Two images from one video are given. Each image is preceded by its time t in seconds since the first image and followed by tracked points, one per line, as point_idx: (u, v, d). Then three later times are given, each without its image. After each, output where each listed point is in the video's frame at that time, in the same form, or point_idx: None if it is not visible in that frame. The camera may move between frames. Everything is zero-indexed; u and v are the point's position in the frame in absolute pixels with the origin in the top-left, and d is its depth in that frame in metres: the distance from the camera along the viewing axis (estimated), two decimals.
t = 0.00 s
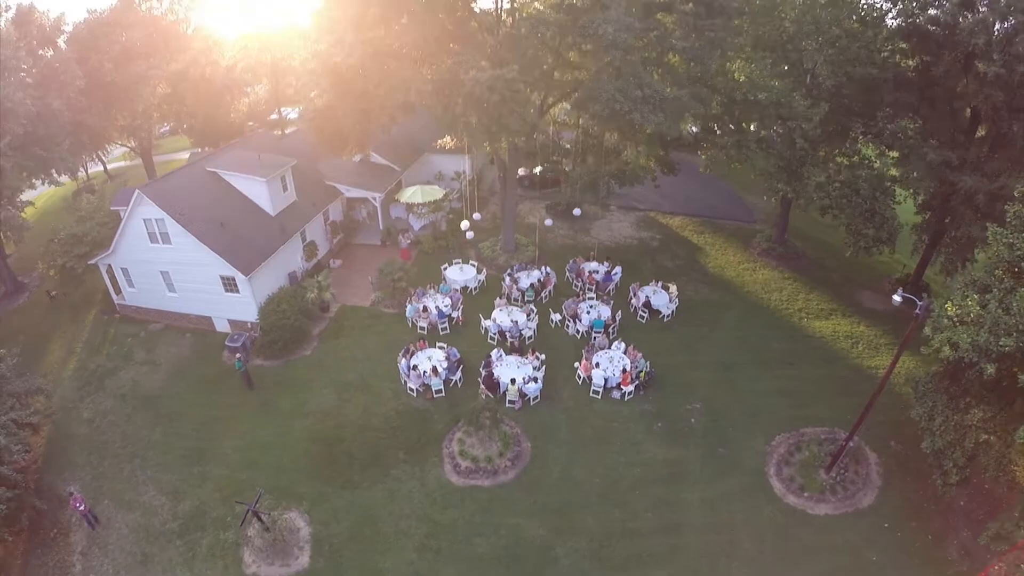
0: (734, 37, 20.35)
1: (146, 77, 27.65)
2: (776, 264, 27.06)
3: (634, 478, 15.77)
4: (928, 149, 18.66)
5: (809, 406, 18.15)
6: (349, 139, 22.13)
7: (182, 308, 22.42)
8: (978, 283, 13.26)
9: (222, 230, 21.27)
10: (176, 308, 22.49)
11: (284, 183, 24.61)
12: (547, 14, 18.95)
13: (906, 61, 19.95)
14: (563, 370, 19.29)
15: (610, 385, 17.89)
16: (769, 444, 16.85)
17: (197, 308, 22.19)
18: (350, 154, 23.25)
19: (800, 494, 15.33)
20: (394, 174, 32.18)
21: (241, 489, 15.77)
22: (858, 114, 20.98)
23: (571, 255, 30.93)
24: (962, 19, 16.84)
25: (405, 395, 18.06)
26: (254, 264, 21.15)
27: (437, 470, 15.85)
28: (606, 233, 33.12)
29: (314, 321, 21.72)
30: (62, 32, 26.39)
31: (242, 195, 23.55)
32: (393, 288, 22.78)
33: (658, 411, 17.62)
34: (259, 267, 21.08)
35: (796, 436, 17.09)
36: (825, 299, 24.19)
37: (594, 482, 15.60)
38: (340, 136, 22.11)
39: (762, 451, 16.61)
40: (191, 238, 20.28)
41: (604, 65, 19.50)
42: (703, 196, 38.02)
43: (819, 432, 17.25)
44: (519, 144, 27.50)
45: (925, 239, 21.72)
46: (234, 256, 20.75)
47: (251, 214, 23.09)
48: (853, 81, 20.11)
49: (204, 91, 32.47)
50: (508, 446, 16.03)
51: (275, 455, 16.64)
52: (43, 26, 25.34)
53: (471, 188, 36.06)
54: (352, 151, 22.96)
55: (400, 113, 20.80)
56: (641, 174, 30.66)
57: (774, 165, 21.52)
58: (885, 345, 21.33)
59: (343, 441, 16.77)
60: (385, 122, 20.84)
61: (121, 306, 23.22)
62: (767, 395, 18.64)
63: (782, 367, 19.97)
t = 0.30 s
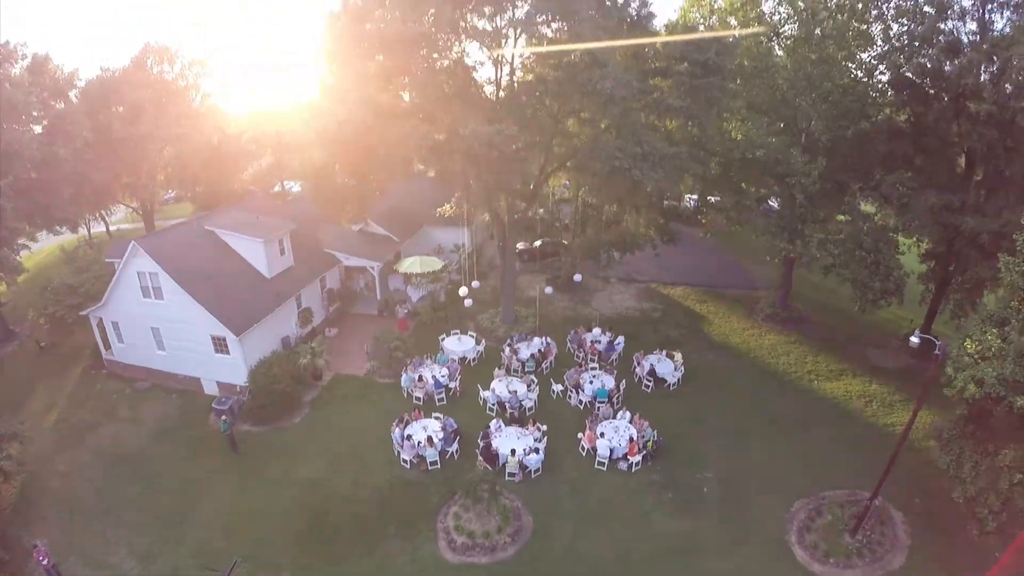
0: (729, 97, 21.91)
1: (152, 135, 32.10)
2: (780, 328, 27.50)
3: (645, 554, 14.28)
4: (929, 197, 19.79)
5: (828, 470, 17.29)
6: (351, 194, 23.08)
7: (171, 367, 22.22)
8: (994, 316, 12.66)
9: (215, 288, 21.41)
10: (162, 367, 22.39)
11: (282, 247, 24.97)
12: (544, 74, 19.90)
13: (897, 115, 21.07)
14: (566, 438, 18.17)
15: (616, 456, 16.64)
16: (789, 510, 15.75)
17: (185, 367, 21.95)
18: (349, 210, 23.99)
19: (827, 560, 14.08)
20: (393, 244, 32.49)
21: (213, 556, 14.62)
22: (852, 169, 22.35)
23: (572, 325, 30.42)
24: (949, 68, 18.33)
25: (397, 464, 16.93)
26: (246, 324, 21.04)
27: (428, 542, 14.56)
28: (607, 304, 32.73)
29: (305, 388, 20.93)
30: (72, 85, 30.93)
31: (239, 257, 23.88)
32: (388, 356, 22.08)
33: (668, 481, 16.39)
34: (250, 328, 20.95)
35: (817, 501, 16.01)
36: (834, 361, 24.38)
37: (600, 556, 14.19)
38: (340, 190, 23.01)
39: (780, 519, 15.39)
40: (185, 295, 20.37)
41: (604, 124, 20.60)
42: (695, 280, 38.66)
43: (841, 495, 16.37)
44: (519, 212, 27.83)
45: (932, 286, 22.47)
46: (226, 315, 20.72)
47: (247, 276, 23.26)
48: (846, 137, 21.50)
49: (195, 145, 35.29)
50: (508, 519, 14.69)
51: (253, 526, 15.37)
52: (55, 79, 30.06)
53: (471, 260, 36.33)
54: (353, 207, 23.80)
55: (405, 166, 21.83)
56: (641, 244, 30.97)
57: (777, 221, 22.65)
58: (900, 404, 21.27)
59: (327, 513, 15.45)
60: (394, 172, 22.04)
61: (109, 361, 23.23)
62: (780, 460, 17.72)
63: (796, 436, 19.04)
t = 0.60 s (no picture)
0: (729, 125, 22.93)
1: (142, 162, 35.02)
2: (789, 365, 28.73)
3: None
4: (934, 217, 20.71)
5: (845, 506, 16.73)
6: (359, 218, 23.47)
7: (154, 399, 22.68)
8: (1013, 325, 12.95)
9: (206, 318, 21.58)
10: (148, 400, 22.87)
11: (277, 282, 25.22)
12: (543, 103, 20.10)
13: (896, 139, 22.14)
14: (571, 480, 17.03)
15: (623, 500, 15.49)
16: (808, 550, 14.92)
17: (168, 401, 22.34)
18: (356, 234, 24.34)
19: None
20: (391, 285, 32.21)
21: None
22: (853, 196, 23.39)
23: (574, 367, 29.56)
24: (942, 92, 19.86)
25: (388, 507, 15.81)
26: (236, 356, 20.96)
27: None
28: (609, 347, 31.97)
29: (295, 428, 20.22)
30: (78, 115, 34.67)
31: (234, 290, 24.11)
32: (381, 398, 21.14)
33: (679, 525, 15.27)
34: (240, 361, 20.87)
35: (836, 540, 15.30)
36: (844, 397, 25.29)
37: None
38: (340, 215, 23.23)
39: (796, 560, 14.49)
40: (176, 324, 20.65)
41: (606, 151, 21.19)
42: (699, 323, 38.33)
43: (863, 531, 15.70)
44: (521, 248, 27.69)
45: (939, 311, 23.24)
46: (216, 348, 20.73)
47: (240, 309, 23.43)
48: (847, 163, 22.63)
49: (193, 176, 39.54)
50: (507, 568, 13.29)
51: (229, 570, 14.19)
52: (60, 108, 33.76)
53: (470, 304, 35.97)
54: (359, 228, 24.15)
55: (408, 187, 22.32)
56: (642, 285, 30.67)
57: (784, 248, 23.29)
58: (914, 435, 22.04)
59: (311, 557, 14.20)
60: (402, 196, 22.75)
61: (96, 392, 24.11)
62: (794, 499, 16.98)
63: (807, 475, 18.41)
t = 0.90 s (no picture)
0: (731, 123, 22.97)
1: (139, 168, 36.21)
2: (795, 371, 29.74)
3: None
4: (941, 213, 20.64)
5: (860, 510, 16.34)
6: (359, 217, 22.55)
7: (144, 401, 22.30)
8: None
9: (199, 320, 21.24)
10: (138, 403, 22.50)
11: (272, 285, 24.92)
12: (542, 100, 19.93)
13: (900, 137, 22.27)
14: (574, 485, 16.34)
15: (629, 506, 14.79)
16: (825, 555, 14.33)
17: (158, 403, 21.93)
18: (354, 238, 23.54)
19: None
20: (390, 291, 31.75)
21: None
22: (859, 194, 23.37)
23: (576, 374, 28.93)
24: (944, 88, 19.94)
25: (383, 513, 15.10)
26: (228, 358, 20.51)
27: None
28: (612, 355, 31.32)
29: (288, 433, 19.68)
30: (78, 118, 35.34)
31: (228, 292, 23.79)
32: (377, 403, 20.60)
33: (689, 532, 14.57)
34: (232, 363, 20.42)
35: (853, 544, 14.73)
36: (852, 402, 25.45)
37: None
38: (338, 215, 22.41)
39: (811, 566, 13.84)
40: (167, 324, 20.33)
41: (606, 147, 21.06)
42: (702, 331, 37.79)
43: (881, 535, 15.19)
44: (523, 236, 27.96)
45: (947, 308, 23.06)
46: (208, 349, 20.32)
47: (234, 310, 23.07)
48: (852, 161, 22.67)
49: (192, 183, 40.20)
50: None
51: None
52: (62, 111, 34.45)
53: (470, 312, 35.50)
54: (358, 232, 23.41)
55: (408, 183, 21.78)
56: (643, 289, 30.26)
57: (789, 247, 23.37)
58: (925, 438, 22.20)
59: (301, 564, 13.47)
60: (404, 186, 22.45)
61: (87, 396, 23.90)
62: (807, 504, 16.38)
63: (818, 481, 17.82)
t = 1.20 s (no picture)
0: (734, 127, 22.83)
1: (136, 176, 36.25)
2: (803, 382, 29.27)
3: None
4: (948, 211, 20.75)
5: (878, 518, 15.58)
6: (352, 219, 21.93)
7: (133, 408, 21.89)
8: None
9: (191, 324, 20.79)
10: (125, 410, 22.17)
11: (267, 292, 24.40)
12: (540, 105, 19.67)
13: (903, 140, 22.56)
14: (577, 495, 15.59)
15: (636, 516, 13.99)
16: (845, 565, 13.56)
17: (147, 409, 21.49)
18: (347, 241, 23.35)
19: None
20: (388, 303, 31.19)
21: None
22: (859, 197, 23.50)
23: (578, 386, 28.19)
24: (946, 91, 20.72)
25: (375, 526, 14.27)
26: (219, 363, 19.94)
27: None
28: (614, 368, 30.54)
29: (279, 443, 18.97)
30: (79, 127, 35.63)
31: (222, 298, 23.24)
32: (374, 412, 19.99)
33: (701, 544, 13.73)
34: (223, 368, 19.84)
35: (874, 552, 14.03)
36: (863, 411, 24.76)
37: None
38: (333, 213, 21.78)
39: None
40: (158, 327, 19.95)
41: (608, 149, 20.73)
42: (707, 345, 37.09)
43: (901, 543, 14.44)
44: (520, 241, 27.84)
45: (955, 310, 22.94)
46: (198, 353, 19.75)
47: (226, 316, 22.48)
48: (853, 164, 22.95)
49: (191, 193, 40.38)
50: None
51: None
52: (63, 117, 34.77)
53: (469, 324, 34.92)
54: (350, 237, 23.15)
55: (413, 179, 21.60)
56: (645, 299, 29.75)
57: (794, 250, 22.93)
58: (940, 445, 21.47)
59: None
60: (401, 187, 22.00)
61: (76, 403, 23.69)
62: (823, 514, 15.65)
63: (832, 490, 17.10)
